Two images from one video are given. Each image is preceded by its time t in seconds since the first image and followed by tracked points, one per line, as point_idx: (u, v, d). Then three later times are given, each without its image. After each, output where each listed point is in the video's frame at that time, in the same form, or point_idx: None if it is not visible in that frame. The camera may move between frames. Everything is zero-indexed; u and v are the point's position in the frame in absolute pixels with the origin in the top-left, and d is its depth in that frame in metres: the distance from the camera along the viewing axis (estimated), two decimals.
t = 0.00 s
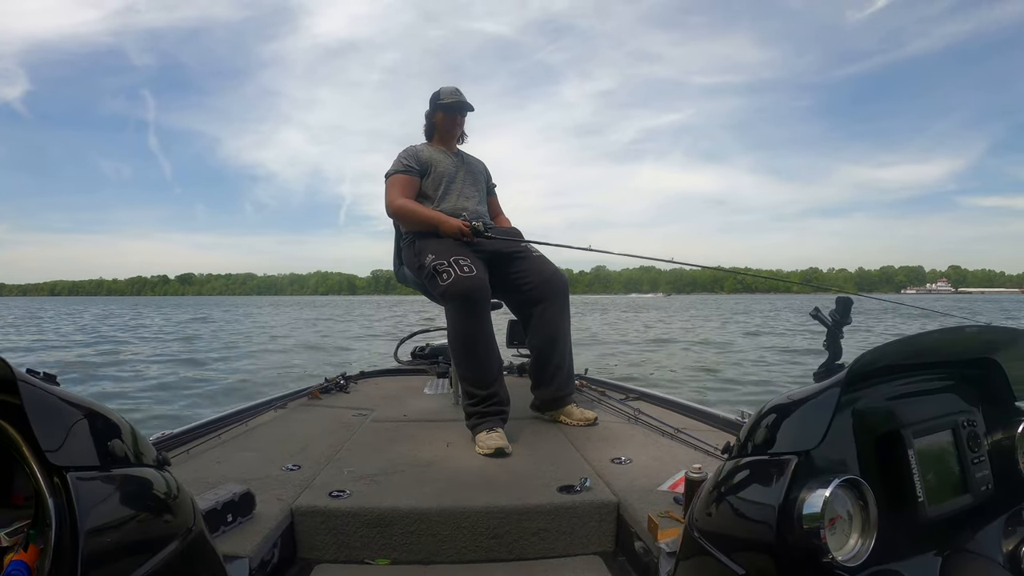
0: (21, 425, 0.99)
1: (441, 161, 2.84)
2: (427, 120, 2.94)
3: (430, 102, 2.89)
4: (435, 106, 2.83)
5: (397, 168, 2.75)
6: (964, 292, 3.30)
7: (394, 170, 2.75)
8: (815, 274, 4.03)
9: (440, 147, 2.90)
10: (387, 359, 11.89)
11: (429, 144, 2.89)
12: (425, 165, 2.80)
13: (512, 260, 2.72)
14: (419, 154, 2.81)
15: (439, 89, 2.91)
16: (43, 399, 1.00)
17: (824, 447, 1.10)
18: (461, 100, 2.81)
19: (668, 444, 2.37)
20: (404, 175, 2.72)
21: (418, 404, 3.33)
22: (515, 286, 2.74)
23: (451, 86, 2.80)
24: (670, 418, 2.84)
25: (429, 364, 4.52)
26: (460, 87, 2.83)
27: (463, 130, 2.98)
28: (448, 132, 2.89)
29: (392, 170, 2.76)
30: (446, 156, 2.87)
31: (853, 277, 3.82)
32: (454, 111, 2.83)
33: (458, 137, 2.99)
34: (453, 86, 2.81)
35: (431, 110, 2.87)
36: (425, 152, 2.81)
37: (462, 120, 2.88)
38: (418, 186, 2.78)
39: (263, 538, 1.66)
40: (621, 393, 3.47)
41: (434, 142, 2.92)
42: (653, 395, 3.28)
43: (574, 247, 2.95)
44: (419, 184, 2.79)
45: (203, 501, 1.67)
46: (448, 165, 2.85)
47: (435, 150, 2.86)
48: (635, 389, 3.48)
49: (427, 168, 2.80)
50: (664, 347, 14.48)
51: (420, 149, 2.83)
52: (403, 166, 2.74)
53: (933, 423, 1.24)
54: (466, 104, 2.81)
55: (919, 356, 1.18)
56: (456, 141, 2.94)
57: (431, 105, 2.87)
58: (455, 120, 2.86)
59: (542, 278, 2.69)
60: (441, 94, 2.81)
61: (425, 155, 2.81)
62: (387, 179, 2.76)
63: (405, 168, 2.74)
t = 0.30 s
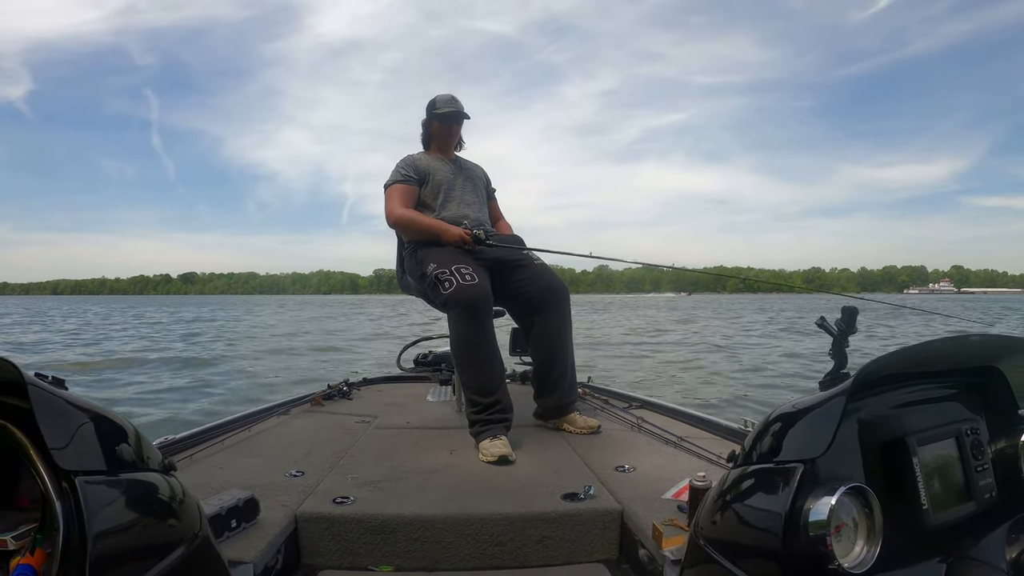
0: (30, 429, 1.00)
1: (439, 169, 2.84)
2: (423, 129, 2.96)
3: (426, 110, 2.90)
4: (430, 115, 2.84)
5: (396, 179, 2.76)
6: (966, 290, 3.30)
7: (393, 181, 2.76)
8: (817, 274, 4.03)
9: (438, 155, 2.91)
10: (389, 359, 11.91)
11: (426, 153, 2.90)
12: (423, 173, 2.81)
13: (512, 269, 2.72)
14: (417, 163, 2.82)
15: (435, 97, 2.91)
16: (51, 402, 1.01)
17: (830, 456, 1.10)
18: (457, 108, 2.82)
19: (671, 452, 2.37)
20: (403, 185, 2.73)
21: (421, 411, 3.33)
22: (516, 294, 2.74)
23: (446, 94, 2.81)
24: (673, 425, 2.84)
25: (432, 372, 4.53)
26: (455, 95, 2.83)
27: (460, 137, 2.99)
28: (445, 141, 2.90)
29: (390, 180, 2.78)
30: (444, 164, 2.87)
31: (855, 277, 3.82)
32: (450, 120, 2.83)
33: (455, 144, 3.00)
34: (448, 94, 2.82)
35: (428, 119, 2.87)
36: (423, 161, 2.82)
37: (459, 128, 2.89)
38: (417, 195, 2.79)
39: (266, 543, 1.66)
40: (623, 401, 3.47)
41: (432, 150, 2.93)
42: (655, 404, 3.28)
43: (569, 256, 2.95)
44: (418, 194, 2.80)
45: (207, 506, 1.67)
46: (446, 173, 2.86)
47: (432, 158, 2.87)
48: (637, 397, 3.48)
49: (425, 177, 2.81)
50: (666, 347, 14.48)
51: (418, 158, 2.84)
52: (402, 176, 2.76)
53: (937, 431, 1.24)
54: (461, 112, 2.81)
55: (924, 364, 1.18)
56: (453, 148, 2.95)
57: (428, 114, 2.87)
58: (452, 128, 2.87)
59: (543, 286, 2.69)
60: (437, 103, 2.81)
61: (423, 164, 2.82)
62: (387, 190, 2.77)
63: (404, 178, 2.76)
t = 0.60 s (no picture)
0: (39, 423, 1.00)
1: (442, 173, 2.83)
2: (422, 133, 2.95)
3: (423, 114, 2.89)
4: (427, 119, 2.83)
5: (401, 187, 2.77)
6: (971, 292, 3.28)
7: (397, 190, 2.76)
8: (822, 274, 4.01)
9: (440, 158, 2.90)
10: (392, 359, 11.91)
11: (427, 157, 2.90)
12: (427, 179, 2.80)
13: (521, 272, 2.72)
14: (420, 168, 2.82)
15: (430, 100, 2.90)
16: (61, 396, 1.01)
17: (841, 468, 1.09)
18: (453, 108, 2.80)
19: (675, 459, 2.35)
20: (409, 194, 2.74)
21: (424, 412, 3.32)
22: (525, 297, 2.73)
23: (439, 96, 2.79)
24: (677, 433, 2.82)
25: (435, 372, 4.52)
26: (449, 95, 2.81)
27: (460, 137, 2.97)
28: (445, 143, 2.89)
29: (394, 190, 2.77)
30: (446, 166, 2.87)
31: (860, 277, 3.80)
32: (448, 122, 2.81)
33: (456, 144, 2.99)
34: (442, 95, 2.80)
35: (426, 122, 2.86)
36: (425, 167, 2.82)
37: (457, 129, 2.87)
38: (422, 202, 2.79)
39: (270, 542, 1.66)
40: (629, 408, 3.46)
41: (433, 154, 2.93)
42: (660, 410, 3.26)
43: (583, 250, 2.93)
44: (423, 200, 2.80)
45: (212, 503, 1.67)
46: (450, 176, 2.85)
47: (434, 162, 2.86)
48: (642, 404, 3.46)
49: (429, 181, 2.80)
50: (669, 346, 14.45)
51: (420, 163, 2.84)
52: (406, 185, 2.76)
53: (947, 445, 1.22)
54: (458, 112, 2.79)
55: (936, 379, 1.17)
56: (454, 149, 2.94)
57: (426, 118, 2.86)
58: (451, 129, 2.85)
59: (552, 289, 2.68)
60: (432, 106, 2.80)
61: (426, 169, 2.82)
62: (392, 199, 2.77)
63: (408, 185, 2.76)
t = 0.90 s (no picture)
0: (37, 410, 0.99)
1: (447, 168, 2.83)
2: (427, 126, 2.94)
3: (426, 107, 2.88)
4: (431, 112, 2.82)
5: (407, 181, 2.76)
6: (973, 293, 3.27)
7: (403, 184, 2.76)
8: (823, 274, 4.00)
9: (445, 151, 2.90)
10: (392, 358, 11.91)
11: (432, 151, 2.89)
12: (433, 173, 2.80)
13: (526, 266, 2.71)
14: (426, 162, 2.81)
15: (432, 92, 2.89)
16: (60, 382, 1.00)
17: (844, 467, 1.08)
18: (456, 99, 2.79)
19: (675, 457, 2.34)
20: (415, 188, 2.73)
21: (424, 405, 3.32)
22: (528, 292, 2.73)
23: (441, 87, 2.78)
24: (677, 430, 2.82)
25: (435, 366, 4.52)
26: (450, 86, 2.80)
27: (464, 128, 2.96)
28: (450, 136, 2.88)
29: (401, 184, 2.77)
30: (452, 160, 2.86)
31: (861, 277, 3.79)
32: (450, 114, 2.80)
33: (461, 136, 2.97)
34: (443, 86, 2.79)
35: (429, 116, 2.85)
36: (431, 160, 2.81)
37: (460, 120, 2.85)
38: (429, 196, 2.78)
39: (268, 533, 1.65)
40: (629, 404, 3.45)
41: (439, 146, 2.92)
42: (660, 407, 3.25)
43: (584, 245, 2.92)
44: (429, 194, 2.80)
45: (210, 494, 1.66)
46: (456, 170, 2.84)
47: (440, 156, 2.85)
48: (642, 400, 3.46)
49: (436, 176, 2.80)
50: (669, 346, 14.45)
51: (426, 157, 2.83)
52: (412, 179, 2.76)
53: (949, 446, 1.21)
54: (460, 103, 2.78)
55: (939, 378, 1.16)
56: (459, 141, 2.93)
57: (429, 112, 2.85)
58: (455, 121, 2.84)
59: (556, 285, 2.67)
60: (434, 98, 2.79)
61: (432, 163, 2.81)
62: (398, 193, 2.76)
63: (414, 180, 2.76)
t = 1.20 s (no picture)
0: (27, 410, 0.97)
1: (453, 161, 2.82)
2: (438, 116, 2.93)
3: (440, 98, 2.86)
4: (443, 103, 2.80)
5: (411, 171, 2.75)
6: (971, 293, 3.27)
7: (407, 173, 2.75)
8: (822, 274, 4.01)
9: (452, 144, 2.88)
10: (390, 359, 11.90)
11: (440, 142, 2.88)
12: (438, 165, 2.79)
13: (525, 259, 2.71)
14: (432, 153, 2.80)
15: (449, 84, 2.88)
16: (50, 383, 0.99)
17: (835, 455, 1.08)
18: (469, 95, 2.78)
19: (672, 449, 2.33)
20: (418, 178, 2.72)
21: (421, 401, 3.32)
22: (527, 285, 2.72)
23: (457, 81, 2.78)
24: (674, 422, 2.81)
25: (433, 361, 4.52)
26: (467, 81, 2.79)
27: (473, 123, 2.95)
28: (459, 129, 2.87)
29: (405, 172, 2.76)
30: (458, 154, 2.85)
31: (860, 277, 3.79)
32: (461, 109, 2.79)
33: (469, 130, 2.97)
34: (459, 80, 2.78)
35: (441, 107, 2.84)
36: (437, 151, 2.80)
37: (471, 115, 2.84)
38: (432, 187, 2.78)
39: (264, 530, 1.65)
40: (625, 396, 3.44)
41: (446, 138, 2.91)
42: (657, 398, 3.25)
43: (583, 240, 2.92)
44: (433, 186, 2.79)
45: (205, 492, 1.66)
46: (461, 164, 2.84)
47: (446, 148, 2.85)
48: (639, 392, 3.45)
49: (441, 167, 2.79)
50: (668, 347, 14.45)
51: (433, 148, 2.82)
52: (416, 168, 2.75)
53: (942, 434, 1.21)
54: (473, 100, 2.78)
55: (931, 366, 1.16)
56: (467, 136, 2.92)
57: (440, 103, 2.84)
58: (466, 116, 2.83)
59: (555, 278, 2.67)
60: (449, 90, 2.78)
61: (438, 154, 2.80)
62: (401, 182, 2.76)
63: (419, 170, 2.75)
